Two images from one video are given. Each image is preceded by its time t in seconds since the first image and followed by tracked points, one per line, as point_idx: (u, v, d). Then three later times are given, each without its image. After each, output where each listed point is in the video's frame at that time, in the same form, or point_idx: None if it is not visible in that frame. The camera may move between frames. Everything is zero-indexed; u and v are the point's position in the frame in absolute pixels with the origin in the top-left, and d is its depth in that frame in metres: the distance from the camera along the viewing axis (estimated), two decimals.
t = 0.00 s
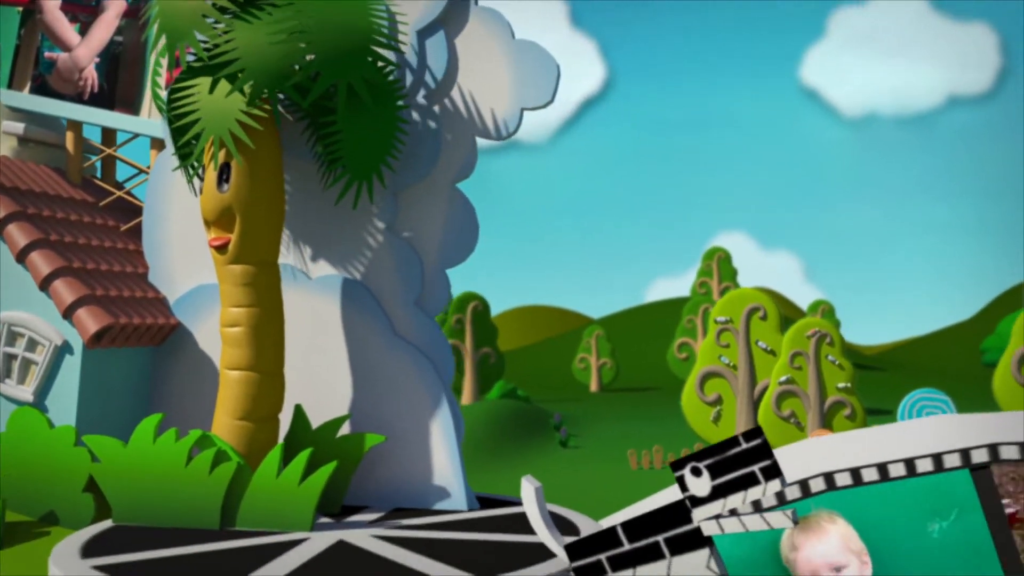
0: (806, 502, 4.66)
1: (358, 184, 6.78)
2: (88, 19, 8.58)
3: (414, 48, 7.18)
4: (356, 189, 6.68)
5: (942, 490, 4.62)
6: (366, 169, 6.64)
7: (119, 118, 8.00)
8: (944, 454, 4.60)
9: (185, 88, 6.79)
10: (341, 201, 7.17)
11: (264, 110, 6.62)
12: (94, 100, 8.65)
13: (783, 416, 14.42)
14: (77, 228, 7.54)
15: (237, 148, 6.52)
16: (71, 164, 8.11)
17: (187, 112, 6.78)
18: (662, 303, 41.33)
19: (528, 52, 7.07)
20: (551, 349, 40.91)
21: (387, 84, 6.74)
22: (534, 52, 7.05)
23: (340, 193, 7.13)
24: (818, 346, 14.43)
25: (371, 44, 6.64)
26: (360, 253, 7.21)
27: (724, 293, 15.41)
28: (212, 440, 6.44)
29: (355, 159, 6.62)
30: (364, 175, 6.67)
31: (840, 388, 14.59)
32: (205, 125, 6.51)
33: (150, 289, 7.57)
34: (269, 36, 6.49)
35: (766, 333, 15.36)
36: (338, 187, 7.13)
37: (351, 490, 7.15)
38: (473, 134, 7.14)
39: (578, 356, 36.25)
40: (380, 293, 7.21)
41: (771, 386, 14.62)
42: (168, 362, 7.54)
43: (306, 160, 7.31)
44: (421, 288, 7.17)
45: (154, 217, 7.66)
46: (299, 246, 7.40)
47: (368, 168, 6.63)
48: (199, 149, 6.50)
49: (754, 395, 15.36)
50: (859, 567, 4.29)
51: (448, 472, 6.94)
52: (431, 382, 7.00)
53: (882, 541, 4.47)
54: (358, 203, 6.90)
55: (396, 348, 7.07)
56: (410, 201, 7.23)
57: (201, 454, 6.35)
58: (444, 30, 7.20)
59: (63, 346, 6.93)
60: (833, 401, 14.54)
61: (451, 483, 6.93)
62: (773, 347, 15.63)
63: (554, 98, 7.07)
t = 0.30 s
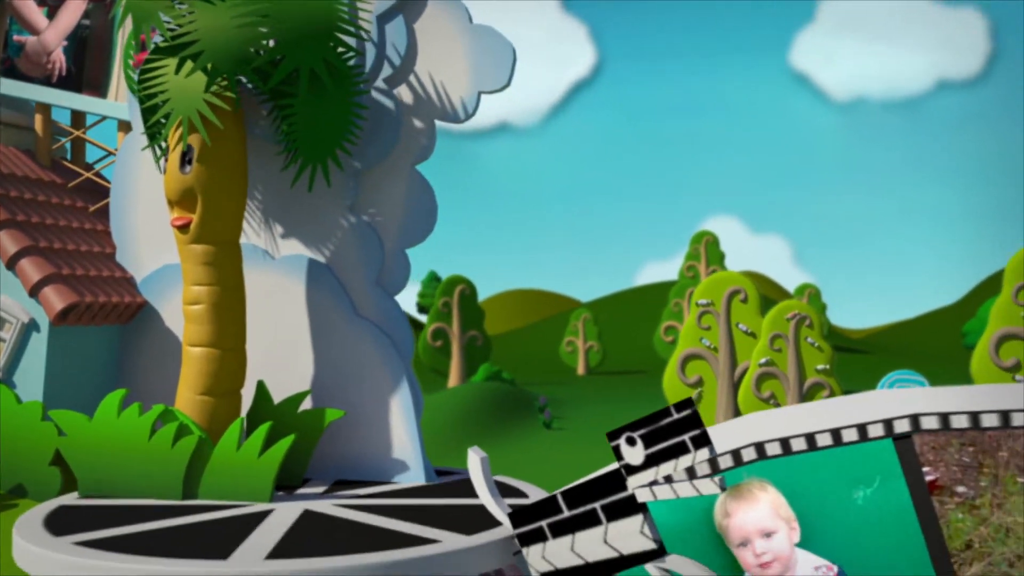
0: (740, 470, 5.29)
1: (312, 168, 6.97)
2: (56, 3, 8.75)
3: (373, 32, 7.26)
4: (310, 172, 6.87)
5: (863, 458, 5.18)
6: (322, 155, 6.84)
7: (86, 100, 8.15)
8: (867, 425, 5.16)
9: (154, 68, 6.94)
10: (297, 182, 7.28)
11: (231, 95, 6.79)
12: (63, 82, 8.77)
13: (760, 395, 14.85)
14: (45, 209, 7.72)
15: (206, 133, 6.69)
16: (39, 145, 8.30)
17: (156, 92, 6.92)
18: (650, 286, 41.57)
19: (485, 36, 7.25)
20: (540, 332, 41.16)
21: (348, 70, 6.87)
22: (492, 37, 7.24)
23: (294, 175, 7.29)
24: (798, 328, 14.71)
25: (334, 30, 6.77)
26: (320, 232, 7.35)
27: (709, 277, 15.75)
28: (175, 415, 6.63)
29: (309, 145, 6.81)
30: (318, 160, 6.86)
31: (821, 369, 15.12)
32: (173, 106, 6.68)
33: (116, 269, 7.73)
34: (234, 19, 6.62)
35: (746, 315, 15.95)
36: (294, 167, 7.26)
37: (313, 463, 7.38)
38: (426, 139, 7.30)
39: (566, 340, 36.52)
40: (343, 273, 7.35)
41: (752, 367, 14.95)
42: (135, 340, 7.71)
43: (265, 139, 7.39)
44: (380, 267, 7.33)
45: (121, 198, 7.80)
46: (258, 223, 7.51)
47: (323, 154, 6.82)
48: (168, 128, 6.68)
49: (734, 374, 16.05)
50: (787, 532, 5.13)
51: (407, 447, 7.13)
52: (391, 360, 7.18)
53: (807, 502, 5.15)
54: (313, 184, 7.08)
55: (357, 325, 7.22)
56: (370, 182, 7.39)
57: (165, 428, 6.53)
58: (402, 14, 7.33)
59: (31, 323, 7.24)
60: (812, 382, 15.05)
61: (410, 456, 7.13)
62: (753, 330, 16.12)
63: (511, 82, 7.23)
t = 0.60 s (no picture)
0: (688, 447, 5.45)
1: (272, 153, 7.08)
2: None
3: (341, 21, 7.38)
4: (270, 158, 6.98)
5: (805, 433, 5.38)
6: (281, 141, 6.95)
7: (61, 87, 8.28)
8: (808, 403, 5.36)
9: (125, 54, 7.11)
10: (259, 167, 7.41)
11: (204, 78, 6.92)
12: (36, 69, 9.00)
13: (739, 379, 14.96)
14: (19, 194, 7.84)
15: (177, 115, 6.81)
16: (13, 131, 8.37)
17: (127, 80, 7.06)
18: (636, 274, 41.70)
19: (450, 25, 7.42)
20: (526, 319, 41.22)
21: (313, 58, 7.01)
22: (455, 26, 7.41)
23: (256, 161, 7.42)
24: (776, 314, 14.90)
25: (302, 17, 6.91)
26: (288, 217, 7.49)
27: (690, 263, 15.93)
28: (143, 395, 6.78)
29: (268, 131, 6.92)
30: (277, 146, 6.97)
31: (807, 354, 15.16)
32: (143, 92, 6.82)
33: (89, 253, 7.85)
34: (202, 5, 6.77)
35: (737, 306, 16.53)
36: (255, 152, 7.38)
37: (281, 442, 7.53)
38: (393, 114, 7.47)
39: (552, 327, 36.62)
40: (310, 257, 7.51)
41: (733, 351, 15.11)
42: (107, 324, 7.85)
43: (227, 125, 7.51)
44: (347, 251, 7.50)
45: (93, 184, 7.92)
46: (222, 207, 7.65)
47: (283, 139, 6.93)
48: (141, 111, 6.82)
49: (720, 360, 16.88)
50: (733, 507, 5.27)
51: (373, 427, 7.29)
52: (358, 342, 7.35)
53: (753, 478, 5.34)
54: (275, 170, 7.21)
55: (325, 308, 7.37)
56: (338, 168, 7.55)
57: (134, 408, 6.68)
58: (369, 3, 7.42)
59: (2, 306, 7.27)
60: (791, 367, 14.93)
61: (376, 436, 7.29)
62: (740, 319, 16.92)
63: (475, 71, 7.40)
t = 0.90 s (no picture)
0: (635, 424, 5.65)
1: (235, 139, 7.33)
2: None
3: (305, 9, 7.54)
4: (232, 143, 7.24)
5: (748, 412, 5.51)
6: (243, 127, 7.22)
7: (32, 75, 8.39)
8: (749, 381, 5.49)
9: (86, 45, 7.30)
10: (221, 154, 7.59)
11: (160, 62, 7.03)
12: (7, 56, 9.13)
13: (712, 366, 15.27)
14: None
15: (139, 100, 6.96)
16: None
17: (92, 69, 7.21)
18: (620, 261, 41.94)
19: (412, 14, 7.56)
20: (509, 307, 41.49)
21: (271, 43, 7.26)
22: (418, 15, 7.56)
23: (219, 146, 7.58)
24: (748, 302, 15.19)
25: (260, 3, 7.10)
26: (254, 202, 7.64)
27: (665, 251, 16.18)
28: (111, 375, 6.98)
29: (230, 117, 7.20)
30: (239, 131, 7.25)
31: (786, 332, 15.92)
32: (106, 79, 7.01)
33: (60, 238, 7.98)
34: None
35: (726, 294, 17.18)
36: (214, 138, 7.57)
37: (248, 423, 7.70)
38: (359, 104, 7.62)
39: (536, 314, 36.92)
40: (276, 241, 7.66)
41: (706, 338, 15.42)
42: (77, 308, 7.99)
43: (188, 111, 7.68)
44: (312, 235, 7.65)
45: (64, 171, 8.06)
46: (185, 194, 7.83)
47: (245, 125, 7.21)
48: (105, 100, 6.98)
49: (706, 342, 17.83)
50: (678, 482, 5.58)
51: (338, 408, 7.47)
52: (324, 325, 7.52)
53: (695, 454, 5.59)
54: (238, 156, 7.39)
55: (291, 292, 7.54)
56: (303, 155, 7.71)
57: (102, 389, 6.83)
58: None
59: None
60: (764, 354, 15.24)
61: (341, 416, 7.47)
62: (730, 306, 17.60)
63: (438, 59, 7.56)
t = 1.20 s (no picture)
0: (594, 407, 5.79)
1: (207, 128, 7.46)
2: None
3: None
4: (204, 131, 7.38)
5: (703, 396, 5.68)
6: (218, 115, 7.35)
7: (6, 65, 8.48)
8: (704, 365, 5.63)
9: (53, 42, 7.34)
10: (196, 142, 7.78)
11: (125, 53, 7.12)
12: None
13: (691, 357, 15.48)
14: None
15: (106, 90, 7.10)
16: None
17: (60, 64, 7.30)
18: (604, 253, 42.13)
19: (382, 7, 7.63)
20: (494, 299, 41.63)
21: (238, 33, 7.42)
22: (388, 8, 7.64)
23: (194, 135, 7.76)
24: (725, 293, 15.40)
25: None
26: (227, 191, 7.81)
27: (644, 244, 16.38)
28: (85, 362, 7.12)
29: (204, 106, 7.34)
30: (212, 121, 7.38)
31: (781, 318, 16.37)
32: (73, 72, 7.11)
33: (34, 227, 8.12)
34: None
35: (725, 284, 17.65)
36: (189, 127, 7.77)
37: (223, 408, 7.87)
38: (331, 92, 7.75)
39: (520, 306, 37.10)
40: (248, 229, 7.81)
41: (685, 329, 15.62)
42: (54, 297, 8.10)
43: (164, 102, 7.90)
44: (285, 224, 7.77)
45: (39, 160, 8.16)
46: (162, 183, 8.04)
47: (218, 113, 7.35)
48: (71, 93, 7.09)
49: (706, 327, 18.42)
50: (636, 463, 5.75)
51: (311, 394, 7.61)
52: (294, 313, 7.63)
53: (654, 436, 5.74)
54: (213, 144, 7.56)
55: (262, 280, 7.67)
56: (275, 145, 7.83)
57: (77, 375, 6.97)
58: None
59: None
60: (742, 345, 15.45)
61: (313, 402, 7.61)
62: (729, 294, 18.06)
63: (405, 54, 7.65)
